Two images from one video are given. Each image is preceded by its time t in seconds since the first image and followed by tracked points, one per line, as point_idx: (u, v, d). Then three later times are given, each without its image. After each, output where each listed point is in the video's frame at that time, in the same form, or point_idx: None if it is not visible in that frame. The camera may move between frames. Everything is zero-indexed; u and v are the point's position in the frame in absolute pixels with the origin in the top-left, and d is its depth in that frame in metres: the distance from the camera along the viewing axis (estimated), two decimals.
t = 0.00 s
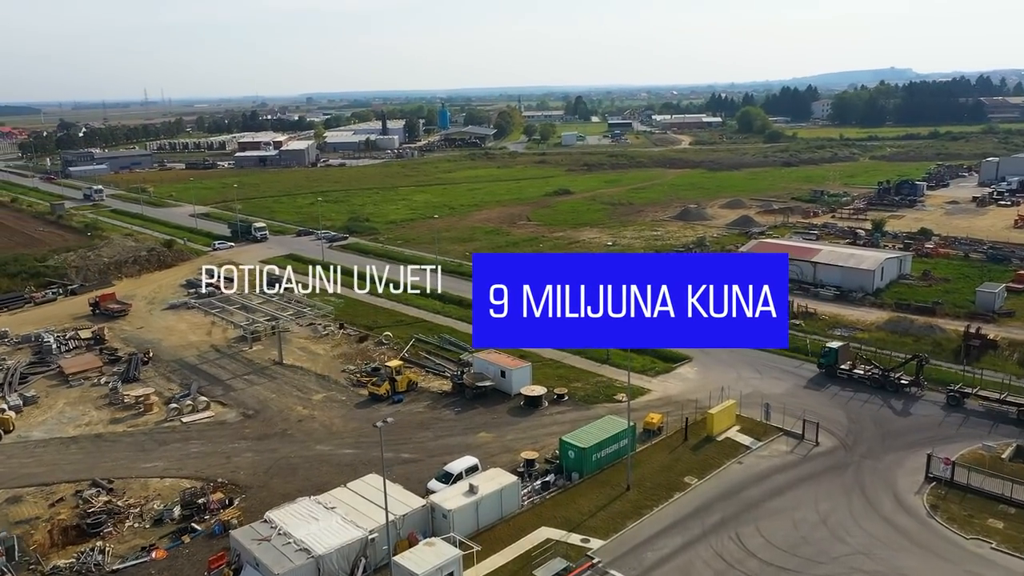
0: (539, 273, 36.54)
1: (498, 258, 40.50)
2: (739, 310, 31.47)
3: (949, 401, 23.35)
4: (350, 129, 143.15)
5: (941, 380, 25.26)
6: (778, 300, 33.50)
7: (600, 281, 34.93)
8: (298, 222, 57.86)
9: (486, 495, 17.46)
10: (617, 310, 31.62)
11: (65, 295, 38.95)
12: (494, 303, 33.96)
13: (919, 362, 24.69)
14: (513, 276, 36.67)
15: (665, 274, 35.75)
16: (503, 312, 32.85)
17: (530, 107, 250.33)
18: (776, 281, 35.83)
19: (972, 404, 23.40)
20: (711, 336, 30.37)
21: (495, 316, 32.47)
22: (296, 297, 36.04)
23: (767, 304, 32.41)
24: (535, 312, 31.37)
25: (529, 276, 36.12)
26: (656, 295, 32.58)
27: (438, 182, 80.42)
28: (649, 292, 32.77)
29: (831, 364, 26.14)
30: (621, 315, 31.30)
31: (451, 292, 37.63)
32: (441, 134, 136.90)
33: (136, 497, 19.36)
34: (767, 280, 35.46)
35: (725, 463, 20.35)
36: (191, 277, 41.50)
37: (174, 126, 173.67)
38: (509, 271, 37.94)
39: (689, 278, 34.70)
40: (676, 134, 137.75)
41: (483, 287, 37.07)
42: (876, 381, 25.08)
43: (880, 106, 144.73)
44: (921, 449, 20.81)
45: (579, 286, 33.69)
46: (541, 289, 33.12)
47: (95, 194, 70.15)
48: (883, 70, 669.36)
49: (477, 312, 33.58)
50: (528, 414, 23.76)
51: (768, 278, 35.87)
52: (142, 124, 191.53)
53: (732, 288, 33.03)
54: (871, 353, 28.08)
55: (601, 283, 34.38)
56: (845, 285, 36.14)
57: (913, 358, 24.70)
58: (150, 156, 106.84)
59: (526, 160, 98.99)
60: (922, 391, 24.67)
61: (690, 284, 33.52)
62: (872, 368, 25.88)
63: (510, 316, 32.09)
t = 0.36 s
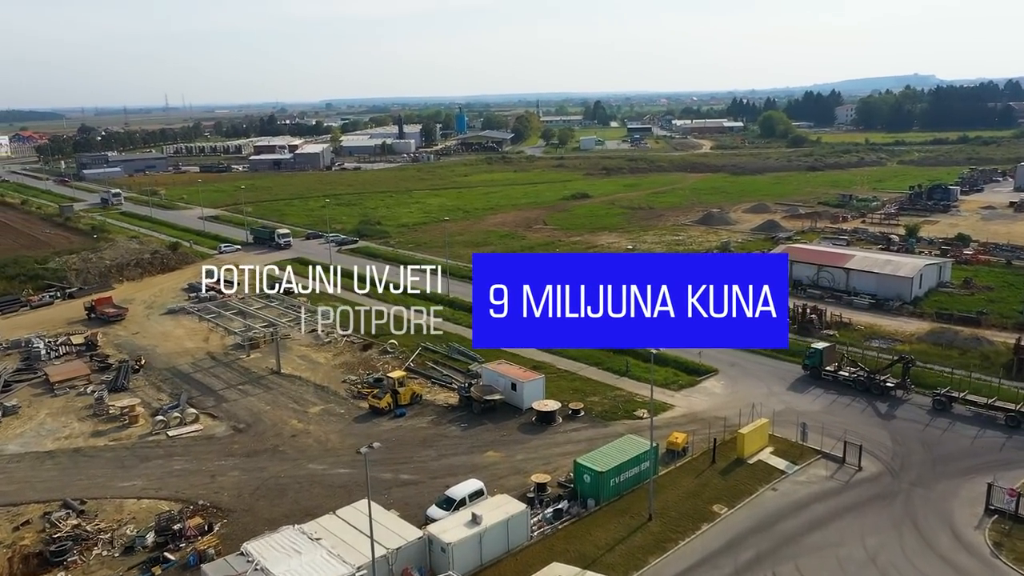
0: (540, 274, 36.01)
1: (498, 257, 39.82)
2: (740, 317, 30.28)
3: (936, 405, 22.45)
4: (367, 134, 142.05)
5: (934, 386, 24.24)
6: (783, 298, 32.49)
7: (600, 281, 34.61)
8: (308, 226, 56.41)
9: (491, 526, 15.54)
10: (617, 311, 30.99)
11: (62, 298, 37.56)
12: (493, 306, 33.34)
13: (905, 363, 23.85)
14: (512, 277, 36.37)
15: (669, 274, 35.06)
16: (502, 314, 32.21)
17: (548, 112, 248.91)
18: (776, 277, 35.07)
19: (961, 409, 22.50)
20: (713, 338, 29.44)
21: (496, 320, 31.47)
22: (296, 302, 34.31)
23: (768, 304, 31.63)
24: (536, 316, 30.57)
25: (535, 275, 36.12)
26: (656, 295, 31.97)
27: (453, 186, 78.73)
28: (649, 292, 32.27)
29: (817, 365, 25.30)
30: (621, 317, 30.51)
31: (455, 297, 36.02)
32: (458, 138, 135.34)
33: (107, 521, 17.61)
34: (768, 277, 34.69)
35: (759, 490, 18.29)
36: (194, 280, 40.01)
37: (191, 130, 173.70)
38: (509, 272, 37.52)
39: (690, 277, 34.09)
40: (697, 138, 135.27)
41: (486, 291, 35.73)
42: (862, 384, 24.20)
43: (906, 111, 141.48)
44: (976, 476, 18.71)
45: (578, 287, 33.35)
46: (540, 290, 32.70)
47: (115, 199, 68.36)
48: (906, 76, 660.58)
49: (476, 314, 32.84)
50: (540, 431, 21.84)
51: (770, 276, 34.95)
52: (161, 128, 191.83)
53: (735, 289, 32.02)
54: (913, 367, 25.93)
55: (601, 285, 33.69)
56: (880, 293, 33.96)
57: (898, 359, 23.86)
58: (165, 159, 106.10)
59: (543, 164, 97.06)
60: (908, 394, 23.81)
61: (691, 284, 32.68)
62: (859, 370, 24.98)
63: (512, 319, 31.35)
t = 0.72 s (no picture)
0: (544, 274, 36.07)
1: (501, 258, 39.37)
2: (739, 315, 29.64)
3: (922, 408, 21.56)
4: (383, 138, 140.91)
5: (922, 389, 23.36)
6: (783, 299, 31.87)
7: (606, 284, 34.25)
8: (317, 229, 54.98)
9: (495, 561, 13.66)
10: (617, 311, 30.88)
11: (59, 302, 36.21)
12: (493, 306, 33.12)
13: (891, 365, 23.05)
14: (512, 277, 36.11)
15: (672, 276, 34.84)
16: (500, 313, 31.93)
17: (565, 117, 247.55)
18: (776, 278, 34.64)
19: (948, 412, 21.56)
20: (712, 337, 28.85)
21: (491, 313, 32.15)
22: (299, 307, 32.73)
23: (768, 304, 30.70)
24: (534, 313, 30.49)
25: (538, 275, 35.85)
26: (656, 295, 31.79)
27: (468, 189, 77.06)
28: (649, 293, 32.04)
29: (802, 366, 24.61)
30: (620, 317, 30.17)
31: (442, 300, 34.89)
32: (474, 143, 133.81)
33: (73, 549, 15.95)
34: (770, 279, 34.20)
35: (797, 521, 16.33)
36: (195, 284, 38.62)
37: (208, 135, 173.81)
38: (511, 272, 37.21)
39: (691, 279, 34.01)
40: (717, 143, 132.89)
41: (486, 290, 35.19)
42: (847, 386, 23.45)
43: (932, 115, 138.31)
44: None
45: (579, 289, 33.32)
46: (540, 290, 32.76)
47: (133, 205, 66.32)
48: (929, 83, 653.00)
49: (475, 312, 32.49)
50: (553, 450, 20.00)
51: (772, 278, 34.49)
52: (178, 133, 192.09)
53: (735, 288, 31.49)
54: (958, 382, 23.87)
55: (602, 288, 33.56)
56: (918, 301, 31.84)
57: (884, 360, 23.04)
58: (179, 163, 105.34)
59: (560, 168, 95.21)
60: (895, 397, 22.97)
61: (692, 286, 32.35)
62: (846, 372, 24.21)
63: (510, 317, 31.19)
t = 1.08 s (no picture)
0: (545, 274, 33.64)
1: (502, 257, 36.20)
2: (739, 315, 27.61)
3: (906, 412, 20.85)
4: (399, 142, 139.72)
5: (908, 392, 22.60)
6: (783, 297, 30.10)
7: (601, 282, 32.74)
8: (327, 232, 53.49)
9: None
10: (617, 312, 29.12)
11: (54, 306, 34.80)
12: (493, 306, 31.36)
13: (876, 366, 22.39)
14: (513, 276, 33.36)
15: (670, 274, 33.06)
16: (501, 313, 30.23)
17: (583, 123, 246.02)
18: (776, 279, 32.97)
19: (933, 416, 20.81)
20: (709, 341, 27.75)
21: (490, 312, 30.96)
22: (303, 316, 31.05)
23: (768, 303, 28.51)
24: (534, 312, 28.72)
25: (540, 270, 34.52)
26: (656, 295, 29.79)
27: (483, 193, 75.40)
28: (646, 290, 30.36)
29: (786, 367, 23.98)
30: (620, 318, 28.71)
31: (431, 300, 34.55)
32: (491, 148, 132.28)
33: None
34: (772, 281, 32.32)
35: (847, 562, 14.29)
36: (196, 289, 37.12)
37: (225, 139, 174.04)
38: (514, 266, 35.08)
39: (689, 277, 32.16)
40: (738, 148, 130.43)
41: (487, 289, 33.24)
42: (831, 387, 22.79)
43: (959, 121, 135.15)
44: None
45: (577, 286, 31.49)
46: (540, 289, 30.43)
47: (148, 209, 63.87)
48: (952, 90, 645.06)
49: (475, 317, 30.97)
50: (567, 473, 18.06)
51: (774, 279, 32.81)
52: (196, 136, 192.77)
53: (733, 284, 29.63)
54: (1014, 400, 21.67)
55: (601, 285, 31.79)
56: (961, 311, 29.60)
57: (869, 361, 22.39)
58: (193, 167, 104.58)
59: (578, 173, 93.33)
60: (880, 399, 22.32)
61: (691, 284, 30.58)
62: (831, 373, 23.55)
63: (508, 316, 29.70)
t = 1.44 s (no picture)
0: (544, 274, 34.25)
1: (504, 257, 36.84)
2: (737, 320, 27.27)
3: (892, 415, 20.15)
4: (414, 146, 138.35)
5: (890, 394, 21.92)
6: (783, 295, 30.04)
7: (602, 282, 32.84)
8: (337, 236, 52.02)
9: None
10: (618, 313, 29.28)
11: (48, 310, 33.43)
12: (493, 305, 31.19)
13: (862, 367, 21.67)
14: (513, 276, 33.73)
15: (676, 278, 33.06)
16: (501, 313, 30.02)
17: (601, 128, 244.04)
18: (778, 277, 32.86)
19: (919, 420, 20.08)
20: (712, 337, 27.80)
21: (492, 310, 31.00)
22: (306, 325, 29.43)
23: (768, 303, 28.47)
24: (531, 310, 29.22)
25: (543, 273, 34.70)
26: (656, 295, 30.43)
27: (499, 197, 73.67)
28: (648, 292, 30.77)
29: (772, 367, 23.24)
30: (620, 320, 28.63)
31: (417, 300, 34.08)
32: (508, 152, 130.77)
33: None
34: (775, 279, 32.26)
35: None
36: (196, 294, 35.66)
37: (242, 143, 173.81)
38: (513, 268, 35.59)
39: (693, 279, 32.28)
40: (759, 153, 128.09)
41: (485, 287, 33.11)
42: (816, 389, 22.07)
43: (987, 125, 131.84)
44: None
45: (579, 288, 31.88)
46: (540, 290, 30.96)
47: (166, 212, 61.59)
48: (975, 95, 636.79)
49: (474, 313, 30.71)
50: (583, 502, 16.22)
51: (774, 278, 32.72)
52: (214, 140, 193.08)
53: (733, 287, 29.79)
54: None
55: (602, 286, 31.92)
56: (1009, 322, 27.42)
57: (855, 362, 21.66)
58: (207, 171, 103.65)
59: (596, 177, 91.38)
60: (866, 402, 21.58)
61: (692, 287, 30.73)
62: (818, 373, 22.79)
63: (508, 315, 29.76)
